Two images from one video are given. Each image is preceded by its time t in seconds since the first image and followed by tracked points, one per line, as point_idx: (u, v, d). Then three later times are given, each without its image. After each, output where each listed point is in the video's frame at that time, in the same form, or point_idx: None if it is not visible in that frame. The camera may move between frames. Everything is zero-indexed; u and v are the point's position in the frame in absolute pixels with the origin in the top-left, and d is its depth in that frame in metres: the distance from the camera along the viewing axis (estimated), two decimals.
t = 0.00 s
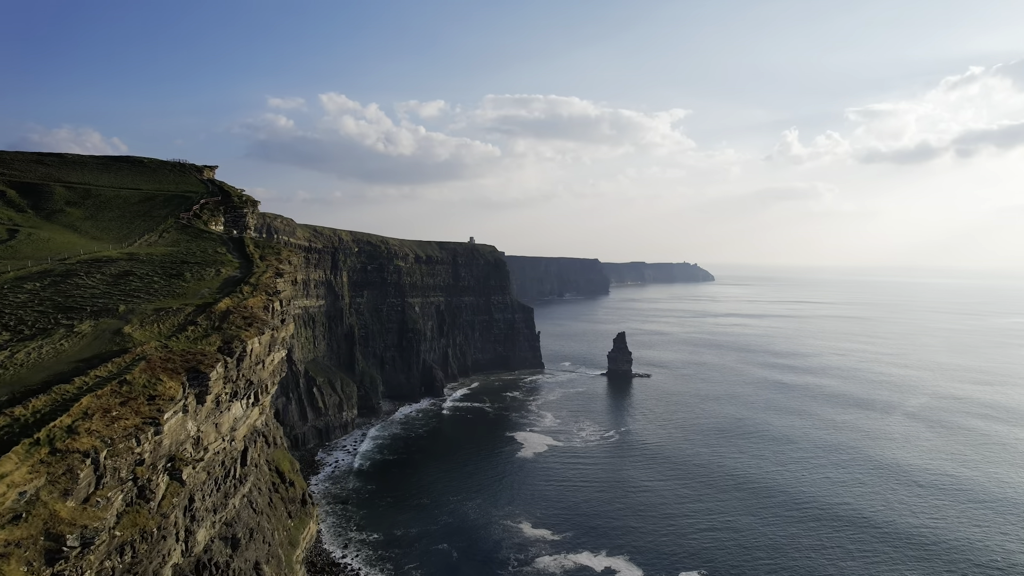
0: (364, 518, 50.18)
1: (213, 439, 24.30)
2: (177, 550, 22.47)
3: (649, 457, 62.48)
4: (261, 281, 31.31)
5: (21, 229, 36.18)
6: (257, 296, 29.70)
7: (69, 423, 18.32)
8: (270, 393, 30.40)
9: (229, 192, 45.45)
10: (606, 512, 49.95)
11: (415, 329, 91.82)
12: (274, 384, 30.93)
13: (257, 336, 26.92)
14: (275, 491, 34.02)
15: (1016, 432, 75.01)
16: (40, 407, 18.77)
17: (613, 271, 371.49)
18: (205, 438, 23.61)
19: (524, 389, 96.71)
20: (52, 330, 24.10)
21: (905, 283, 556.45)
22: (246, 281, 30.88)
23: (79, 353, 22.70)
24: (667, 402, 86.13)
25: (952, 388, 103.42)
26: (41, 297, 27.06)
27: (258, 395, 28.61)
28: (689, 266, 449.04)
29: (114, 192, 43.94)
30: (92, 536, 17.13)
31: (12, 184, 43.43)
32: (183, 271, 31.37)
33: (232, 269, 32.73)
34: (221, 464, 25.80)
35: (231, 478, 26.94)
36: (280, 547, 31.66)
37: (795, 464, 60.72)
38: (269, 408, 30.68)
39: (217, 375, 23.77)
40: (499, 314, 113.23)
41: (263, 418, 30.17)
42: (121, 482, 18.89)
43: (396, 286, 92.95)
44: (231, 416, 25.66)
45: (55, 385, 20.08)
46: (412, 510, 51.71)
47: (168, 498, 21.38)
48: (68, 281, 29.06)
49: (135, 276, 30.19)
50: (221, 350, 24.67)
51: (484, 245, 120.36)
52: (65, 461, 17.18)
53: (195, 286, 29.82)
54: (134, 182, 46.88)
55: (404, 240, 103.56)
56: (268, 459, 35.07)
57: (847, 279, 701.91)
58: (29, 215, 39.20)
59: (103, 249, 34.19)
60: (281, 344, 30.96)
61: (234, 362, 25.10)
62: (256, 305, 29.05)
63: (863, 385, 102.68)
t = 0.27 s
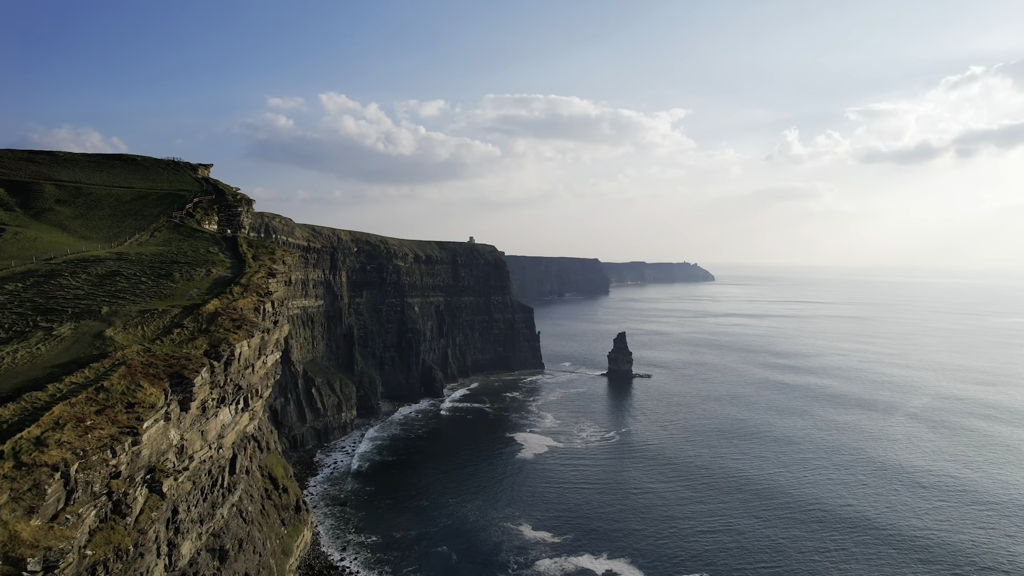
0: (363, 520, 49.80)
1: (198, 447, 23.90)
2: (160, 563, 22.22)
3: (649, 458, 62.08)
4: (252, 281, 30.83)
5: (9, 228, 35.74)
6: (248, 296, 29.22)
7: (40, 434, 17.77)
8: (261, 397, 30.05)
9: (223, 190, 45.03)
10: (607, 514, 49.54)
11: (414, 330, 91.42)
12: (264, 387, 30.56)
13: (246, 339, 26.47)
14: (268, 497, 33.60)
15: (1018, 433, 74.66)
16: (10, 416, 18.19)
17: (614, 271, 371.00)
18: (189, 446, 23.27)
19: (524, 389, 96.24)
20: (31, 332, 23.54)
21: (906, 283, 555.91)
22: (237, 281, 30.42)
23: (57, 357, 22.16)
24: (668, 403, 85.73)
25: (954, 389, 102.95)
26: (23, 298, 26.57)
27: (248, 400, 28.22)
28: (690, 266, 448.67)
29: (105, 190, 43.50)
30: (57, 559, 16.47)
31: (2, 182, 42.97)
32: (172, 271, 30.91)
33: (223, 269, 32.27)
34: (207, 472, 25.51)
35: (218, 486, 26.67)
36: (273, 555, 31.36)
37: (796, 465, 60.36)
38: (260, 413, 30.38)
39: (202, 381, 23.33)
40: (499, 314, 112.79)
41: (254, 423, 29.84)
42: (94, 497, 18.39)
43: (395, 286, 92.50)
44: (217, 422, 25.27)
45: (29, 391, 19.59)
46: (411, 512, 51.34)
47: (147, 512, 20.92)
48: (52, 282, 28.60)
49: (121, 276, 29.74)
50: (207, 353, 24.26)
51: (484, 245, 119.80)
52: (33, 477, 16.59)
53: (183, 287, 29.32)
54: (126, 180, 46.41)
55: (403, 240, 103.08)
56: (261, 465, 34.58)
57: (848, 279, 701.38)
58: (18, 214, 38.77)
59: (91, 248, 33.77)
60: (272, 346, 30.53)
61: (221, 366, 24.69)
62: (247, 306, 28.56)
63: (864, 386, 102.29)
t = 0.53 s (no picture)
0: (361, 522, 49.27)
1: (178, 460, 23.10)
2: None
3: (649, 460, 61.61)
4: (241, 283, 30.20)
5: None
6: (235, 299, 28.57)
7: None
8: (248, 403, 29.53)
9: (216, 188, 44.48)
10: (608, 517, 49.01)
11: (413, 330, 90.94)
12: (252, 393, 30.03)
13: (232, 343, 25.85)
14: (259, 506, 33.05)
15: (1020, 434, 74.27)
16: None
17: (614, 271, 370.61)
18: (169, 457, 22.36)
19: (524, 390, 95.77)
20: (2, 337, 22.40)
21: (907, 283, 555.44)
22: (225, 282, 29.81)
23: (26, 364, 20.97)
24: (668, 404, 85.26)
25: (957, 390, 102.46)
26: None
27: (234, 407, 27.66)
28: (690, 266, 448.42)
29: (94, 189, 42.92)
30: None
31: None
32: (158, 272, 30.30)
33: (212, 270, 31.67)
34: (189, 484, 24.89)
35: (203, 497, 26.12)
36: (261, 565, 30.74)
37: (796, 468, 59.95)
38: (247, 420, 29.89)
39: (184, 388, 22.61)
40: (499, 314, 112.28)
41: (241, 430, 29.33)
42: (57, 516, 17.02)
43: (394, 286, 91.97)
44: (199, 432, 24.53)
45: None
46: (410, 514, 50.81)
47: (118, 532, 19.91)
48: (32, 282, 27.83)
49: (104, 277, 29.10)
50: (190, 358, 23.57)
51: (484, 244, 119.18)
52: None
53: (168, 288, 28.66)
54: (117, 178, 45.85)
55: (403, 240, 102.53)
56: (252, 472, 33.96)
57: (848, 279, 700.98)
58: (5, 212, 38.17)
59: (77, 248, 33.17)
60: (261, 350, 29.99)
61: (205, 372, 24.02)
62: (234, 309, 27.92)
63: (865, 387, 101.92)
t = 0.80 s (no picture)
0: (359, 525, 48.82)
1: (158, 470, 22.31)
2: None
3: (650, 462, 61.22)
4: (230, 283, 29.65)
5: None
6: (224, 300, 27.97)
7: None
8: (237, 409, 28.94)
9: (210, 186, 44.05)
10: (609, 520, 48.63)
11: (413, 331, 90.48)
12: (241, 399, 29.45)
13: (218, 347, 25.22)
14: (251, 515, 32.55)
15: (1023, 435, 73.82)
16: None
17: (614, 271, 370.14)
18: (148, 469, 21.55)
19: (524, 391, 95.36)
20: None
21: (908, 283, 554.90)
22: (213, 283, 29.26)
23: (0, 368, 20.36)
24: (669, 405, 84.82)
25: (959, 390, 102.02)
26: None
27: (222, 412, 27.07)
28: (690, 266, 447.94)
29: (85, 187, 42.47)
30: None
31: None
32: (145, 273, 29.79)
33: (201, 270, 31.16)
34: (174, 495, 24.30)
35: (189, 508, 25.52)
36: None
37: (797, 470, 59.55)
38: (236, 427, 29.31)
39: (164, 395, 21.94)
40: (499, 314, 111.81)
41: (229, 438, 28.74)
42: (17, 537, 15.97)
43: (394, 286, 91.48)
44: (181, 441, 23.79)
45: None
46: (409, 516, 50.40)
47: (88, 553, 18.76)
48: (14, 283, 27.32)
49: (88, 278, 28.58)
50: (173, 363, 22.97)
51: (484, 244, 118.64)
52: None
53: (154, 290, 28.09)
54: (109, 176, 45.40)
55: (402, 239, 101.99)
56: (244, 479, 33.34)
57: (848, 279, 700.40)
58: None
59: (65, 247, 32.70)
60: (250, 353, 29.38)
61: (188, 378, 23.37)
62: (222, 311, 27.32)
63: (867, 387, 101.45)
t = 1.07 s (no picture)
0: (358, 527, 48.36)
1: (136, 484, 21.14)
2: None
3: (651, 463, 60.88)
4: (217, 285, 28.95)
5: None
6: (211, 303, 27.38)
7: None
8: (225, 415, 28.19)
9: (203, 185, 43.64)
10: (609, 522, 48.33)
11: (412, 331, 90.05)
12: (229, 405, 28.66)
13: (203, 352, 24.48)
14: (241, 523, 31.95)
15: None
16: None
17: (614, 271, 369.70)
18: (125, 483, 20.41)
19: (524, 391, 95.00)
20: None
21: (908, 282, 554.53)
22: (201, 285, 28.73)
23: None
24: (670, 406, 84.44)
25: (961, 391, 101.64)
26: None
27: (208, 420, 26.32)
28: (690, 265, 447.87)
29: (75, 186, 41.99)
30: None
31: None
32: (130, 274, 29.18)
33: (190, 271, 30.59)
34: (154, 509, 23.17)
35: (171, 522, 24.49)
36: None
37: (799, 472, 59.17)
38: (222, 435, 28.49)
39: (144, 404, 20.91)
40: (499, 314, 111.36)
41: (215, 446, 27.88)
42: None
43: (393, 286, 90.98)
44: (162, 452, 22.74)
45: None
46: (408, 519, 49.95)
47: None
48: None
49: (71, 280, 27.88)
50: (154, 370, 22.04)
51: (484, 244, 118.12)
52: None
53: (139, 292, 27.32)
54: (100, 175, 44.93)
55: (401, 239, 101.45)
56: (235, 486, 32.70)
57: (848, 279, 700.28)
58: None
59: (52, 247, 32.15)
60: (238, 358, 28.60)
61: (169, 386, 22.40)
62: (207, 315, 26.53)
63: (868, 388, 101.08)
